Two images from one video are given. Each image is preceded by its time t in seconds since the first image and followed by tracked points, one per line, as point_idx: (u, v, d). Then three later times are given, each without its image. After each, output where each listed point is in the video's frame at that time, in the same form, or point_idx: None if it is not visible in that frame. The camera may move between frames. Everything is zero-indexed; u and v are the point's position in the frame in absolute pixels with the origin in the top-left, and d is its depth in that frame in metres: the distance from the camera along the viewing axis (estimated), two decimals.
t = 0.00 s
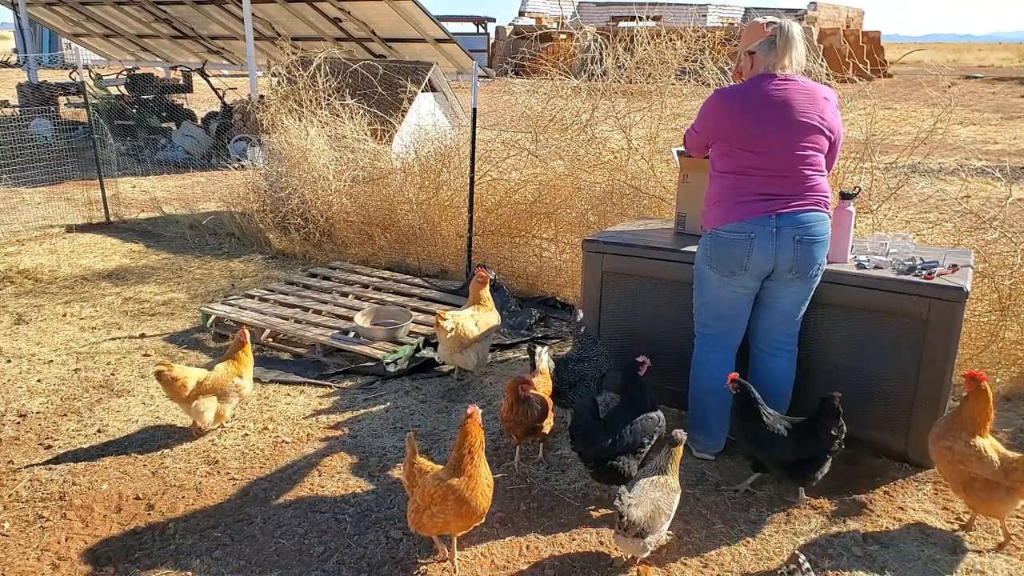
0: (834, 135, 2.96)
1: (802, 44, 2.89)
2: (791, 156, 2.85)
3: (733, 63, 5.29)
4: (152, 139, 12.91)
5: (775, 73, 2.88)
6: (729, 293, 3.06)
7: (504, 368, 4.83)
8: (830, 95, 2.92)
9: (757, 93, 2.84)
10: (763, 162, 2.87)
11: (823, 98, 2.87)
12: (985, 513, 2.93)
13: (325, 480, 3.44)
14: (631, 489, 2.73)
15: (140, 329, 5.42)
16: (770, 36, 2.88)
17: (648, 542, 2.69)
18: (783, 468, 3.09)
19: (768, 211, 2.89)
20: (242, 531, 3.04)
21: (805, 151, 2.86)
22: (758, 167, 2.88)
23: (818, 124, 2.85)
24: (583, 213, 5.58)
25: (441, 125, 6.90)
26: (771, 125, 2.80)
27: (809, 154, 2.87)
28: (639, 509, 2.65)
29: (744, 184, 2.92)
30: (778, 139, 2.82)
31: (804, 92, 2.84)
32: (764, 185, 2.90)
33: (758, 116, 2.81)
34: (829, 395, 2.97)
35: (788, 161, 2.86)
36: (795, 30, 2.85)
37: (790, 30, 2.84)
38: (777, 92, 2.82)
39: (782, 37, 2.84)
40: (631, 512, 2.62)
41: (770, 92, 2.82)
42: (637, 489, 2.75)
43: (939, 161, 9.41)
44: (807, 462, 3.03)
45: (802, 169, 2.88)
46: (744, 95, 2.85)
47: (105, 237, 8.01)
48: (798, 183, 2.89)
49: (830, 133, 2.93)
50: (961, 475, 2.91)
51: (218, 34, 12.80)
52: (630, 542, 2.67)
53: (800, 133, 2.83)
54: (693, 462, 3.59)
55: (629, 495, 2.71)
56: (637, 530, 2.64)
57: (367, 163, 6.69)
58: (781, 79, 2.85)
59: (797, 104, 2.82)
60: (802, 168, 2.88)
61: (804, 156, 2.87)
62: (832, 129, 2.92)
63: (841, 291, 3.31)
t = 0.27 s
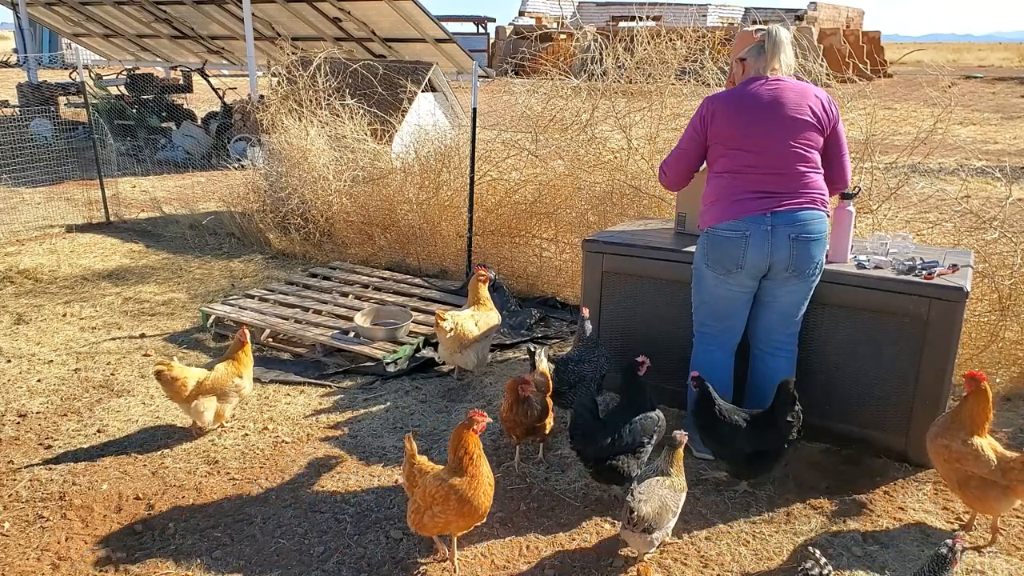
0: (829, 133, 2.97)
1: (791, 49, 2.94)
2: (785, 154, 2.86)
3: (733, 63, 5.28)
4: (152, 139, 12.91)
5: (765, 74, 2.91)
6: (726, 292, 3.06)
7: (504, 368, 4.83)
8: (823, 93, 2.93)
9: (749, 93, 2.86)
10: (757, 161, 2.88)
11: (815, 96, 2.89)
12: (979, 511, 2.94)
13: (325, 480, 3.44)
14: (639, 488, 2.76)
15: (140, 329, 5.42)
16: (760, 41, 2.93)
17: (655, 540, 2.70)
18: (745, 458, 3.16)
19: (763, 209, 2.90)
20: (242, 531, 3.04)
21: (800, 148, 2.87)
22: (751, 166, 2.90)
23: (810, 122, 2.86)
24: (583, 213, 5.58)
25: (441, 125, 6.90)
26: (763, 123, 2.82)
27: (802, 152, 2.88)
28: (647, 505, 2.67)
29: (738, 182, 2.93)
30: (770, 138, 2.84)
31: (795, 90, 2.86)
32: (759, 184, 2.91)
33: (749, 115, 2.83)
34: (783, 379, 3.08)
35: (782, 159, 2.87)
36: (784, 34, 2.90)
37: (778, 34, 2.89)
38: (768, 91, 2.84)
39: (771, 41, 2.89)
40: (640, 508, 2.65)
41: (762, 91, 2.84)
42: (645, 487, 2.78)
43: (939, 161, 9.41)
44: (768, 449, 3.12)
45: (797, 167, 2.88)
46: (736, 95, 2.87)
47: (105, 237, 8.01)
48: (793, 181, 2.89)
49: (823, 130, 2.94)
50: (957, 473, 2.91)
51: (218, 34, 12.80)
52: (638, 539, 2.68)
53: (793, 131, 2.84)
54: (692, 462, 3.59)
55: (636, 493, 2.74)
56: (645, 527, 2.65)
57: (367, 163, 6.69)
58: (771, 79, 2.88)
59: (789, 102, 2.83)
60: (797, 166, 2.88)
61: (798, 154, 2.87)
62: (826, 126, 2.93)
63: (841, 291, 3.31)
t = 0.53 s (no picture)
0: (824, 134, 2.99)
1: (783, 52, 2.99)
2: (783, 155, 2.88)
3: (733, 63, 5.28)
4: (152, 138, 12.91)
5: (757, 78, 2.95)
6: (727, 293, 3.06)
7: (504, 368, 4.83)
8: (817, 96, 2.97)
9: (746, 95, 2.88)
10: (755, 161, 2.89)
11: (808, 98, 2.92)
12: (976, 508, 2.96)
13: (325, 479, 3.44)
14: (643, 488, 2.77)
15: (140, 329, 5.42)
16: (750, 46, 2.99)
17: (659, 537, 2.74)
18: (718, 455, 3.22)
19: (763, 209, 2.90)
20: (242, 531, 3.04)
21: (798, 149, 2.89)
22: (750, 166, 2.90)
23: (805, 124, 2.89)
24: (583, 213, 5.58)
25: (441, 125, 6.89)
26: (760, 124, 2.84)
27: (799, 153, 2.90)
28: (651, 502, 2.69)
29: (737, 183, 2.94)
30: (767, 139, 2.85)
31: (789, 93, 2.89)
32: (759, 184, 2.91)
33: (746, 116, 2.85)
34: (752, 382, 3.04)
35: (780, 159, 2.88)
36: (774, 38, 2.96)
37: (767, 39, 2.95)
38: (763, 93, 2.87)
39: (761, 45, 2.95)
40: (644, 505, 2.67)
41: (758, 93, 2.87)
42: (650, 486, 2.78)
43: (940, 161, 9.40)
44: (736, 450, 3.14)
45: (796, 167, 2.90)
46: (734, 98, 2.90)
47: (105, 237, 8.01)
48: (792, 181, 2.90)
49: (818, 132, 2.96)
50: (955, 472, 2.91)
51: (218, 34, 12.80)
52: (641, 536, 2.73)
53: (789, 131, 2.86)
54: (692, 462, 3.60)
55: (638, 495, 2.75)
56: (647, 523, 2.69)
57: (367, 163, 6.69)
58: (765, 82, 2.91)
59: (784, 104, 2.86)
60: (795, 166, 2.90)
61: (795, 154, 2.89)
62: (820, 128, 2.96)
63: (841, 291, 3.31)
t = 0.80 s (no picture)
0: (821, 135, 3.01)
1: (780, 53, 2.98)
2: (782, 155, 2.88)
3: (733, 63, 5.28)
4: (152, 138, 12.91)
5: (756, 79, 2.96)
6: (726, 293, 3.06)
7: (504, 368, 4.83)
8: (814, 96, 2.98)
9: (744, 95, 2.89)
10: (755, 162, 2.90)
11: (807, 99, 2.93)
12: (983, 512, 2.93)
13: (325, 479, 3.44)
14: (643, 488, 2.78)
15: (140, 329, 5.42)
16: (747, 48, 2.98)
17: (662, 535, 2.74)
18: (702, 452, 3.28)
19: (763, 209, 2.90)
20: (242, 531, 3.04)
21: (797, 149, 2.89)
22: (750, 166, 2.91)
23: (804, 124, 2.90)
24: (583, 213, 5.58)
25: (441, 125, 6.89)
26: (759, 124, 2.85)
27: (798, 153, 2.90)
28: (654, 501, 2.70)
29: (737, 183, 2.94)
30: (766, 139, 2.86)
31: (787, 94, 2.90)
32: (759, 184, 2.91)
33: (745, 117, 2.85)
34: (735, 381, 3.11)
35: (780, 159, 2.88)
36: (770, 40, 2.95)
37: (764, 40, 2.94)
38: (761, 94, 2.88)
39: (758, 48, 2.94)
40: (647, 504, 2.68)
41: (757, 94, 2.87)
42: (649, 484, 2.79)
43: (940, 161, 9.40)
44: (718, 448, 3.19)
45: (795, 167, 2.90)
46: (732, 98, 2.90)
47: (105, 236, 8.00)
48: (792, 181, 2.90)
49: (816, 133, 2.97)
50: (955, 473, 2.92)
51: (218, 34, 12.80)
52: (643, 535, 2.73)
53: (788, 131, 2.86)
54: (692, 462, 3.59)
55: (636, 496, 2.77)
56: (650, 522, 2.69)
57: (367, 163, 6.69)
58: (763, 83, 2.92)
59: (783, 105, 2.86)
60: (794, 166, 2.90)
61: (794, 154, 2.89)
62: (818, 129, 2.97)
63: (841, 291, 3.31)
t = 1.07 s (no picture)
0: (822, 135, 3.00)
1: (784, 55, 2.97)
2: (782, 154, 2.88)
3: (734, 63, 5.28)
4: (152, 138, 12.90)
5: (757, 79, 2.96)
6: (726, 293, 3.06)
7: (504, 368, 4.83)
8: (815, 96, 2.98)
9: (745, 95, 2.90)
10: (755, 161, 2.90)
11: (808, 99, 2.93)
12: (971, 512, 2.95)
13: (325, 479, 3.44)
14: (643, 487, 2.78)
15: (140, 329, 5.42)
16: (751, 49, 2.97)
17: (663, 533, 2.74)
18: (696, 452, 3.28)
19: (763, 209, 2.89)
20: (242, 531, 3.04)
21: (796, 148, 2.89)
22: (749, 165, 2.91)
23: (805, 125, 2.90)
24: (583, 213, 5.58)
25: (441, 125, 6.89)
26: (759, 124, 2.85)
27: (798, 153, 2.90)
28: (656, 501, 2.69)
29: (737, 183, 2.94)
30: (766, 139, 2.86)
31: (788, 94, 2.91)
32: (759, 183, 2.91)
33: (746, 116, 2.85)
34: (727, 383, 3.10)
35: (779, 159, 2.89)
36: (774, 42, 2.94)
37: (768, 42, 2.93)
38: (762, 94, 2.88)
39: (762, 50, 2.93)
40: (650, 504, 2.68)
41: (757, 94, 2.88)
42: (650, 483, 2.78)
43: (940, 161, 9.39)
44: (710, 449, 3.20)
45: (794, 167, 2.90)
46: (732, 97, 2.91)
47: (105, 236, 8.00)
48: (791, 181, 2.90)
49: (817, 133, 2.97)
50: (950, 475, 2.91)
51: (218, 34, 12.81)
52: (644, 535, 2.72)
53: (788, 131, 2.87)
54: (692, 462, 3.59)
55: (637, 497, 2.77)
56: (651, 522, 2.69)
57: (367, 163, 6.69)
58: (764, 84, 2.93)
59: (783, 105, 2.87)
60: (793, 166, 2.90)
61: (794, 154, 2.90)
62: (819, 129, 2.97)
63: (841, 291, 3.31)
